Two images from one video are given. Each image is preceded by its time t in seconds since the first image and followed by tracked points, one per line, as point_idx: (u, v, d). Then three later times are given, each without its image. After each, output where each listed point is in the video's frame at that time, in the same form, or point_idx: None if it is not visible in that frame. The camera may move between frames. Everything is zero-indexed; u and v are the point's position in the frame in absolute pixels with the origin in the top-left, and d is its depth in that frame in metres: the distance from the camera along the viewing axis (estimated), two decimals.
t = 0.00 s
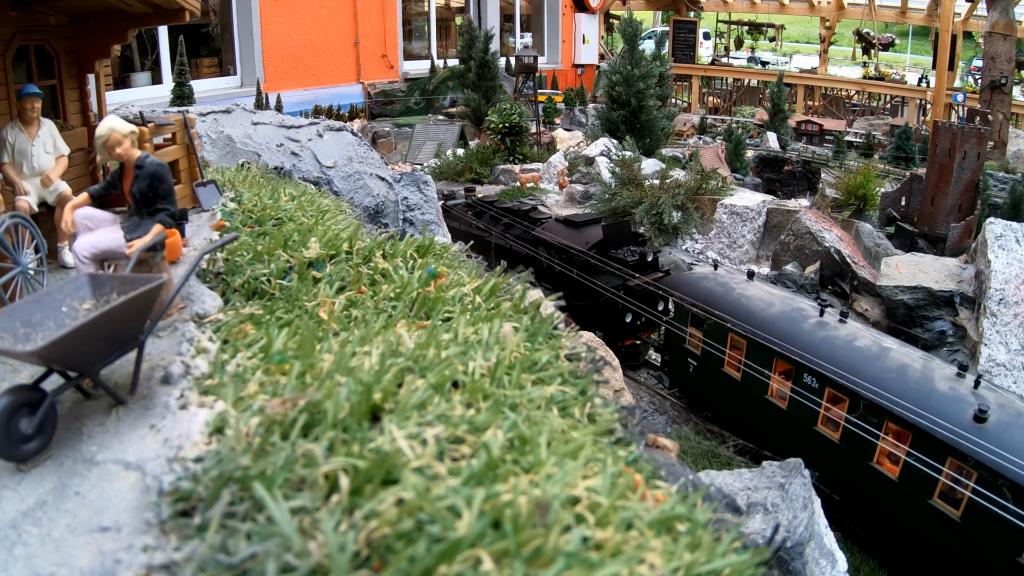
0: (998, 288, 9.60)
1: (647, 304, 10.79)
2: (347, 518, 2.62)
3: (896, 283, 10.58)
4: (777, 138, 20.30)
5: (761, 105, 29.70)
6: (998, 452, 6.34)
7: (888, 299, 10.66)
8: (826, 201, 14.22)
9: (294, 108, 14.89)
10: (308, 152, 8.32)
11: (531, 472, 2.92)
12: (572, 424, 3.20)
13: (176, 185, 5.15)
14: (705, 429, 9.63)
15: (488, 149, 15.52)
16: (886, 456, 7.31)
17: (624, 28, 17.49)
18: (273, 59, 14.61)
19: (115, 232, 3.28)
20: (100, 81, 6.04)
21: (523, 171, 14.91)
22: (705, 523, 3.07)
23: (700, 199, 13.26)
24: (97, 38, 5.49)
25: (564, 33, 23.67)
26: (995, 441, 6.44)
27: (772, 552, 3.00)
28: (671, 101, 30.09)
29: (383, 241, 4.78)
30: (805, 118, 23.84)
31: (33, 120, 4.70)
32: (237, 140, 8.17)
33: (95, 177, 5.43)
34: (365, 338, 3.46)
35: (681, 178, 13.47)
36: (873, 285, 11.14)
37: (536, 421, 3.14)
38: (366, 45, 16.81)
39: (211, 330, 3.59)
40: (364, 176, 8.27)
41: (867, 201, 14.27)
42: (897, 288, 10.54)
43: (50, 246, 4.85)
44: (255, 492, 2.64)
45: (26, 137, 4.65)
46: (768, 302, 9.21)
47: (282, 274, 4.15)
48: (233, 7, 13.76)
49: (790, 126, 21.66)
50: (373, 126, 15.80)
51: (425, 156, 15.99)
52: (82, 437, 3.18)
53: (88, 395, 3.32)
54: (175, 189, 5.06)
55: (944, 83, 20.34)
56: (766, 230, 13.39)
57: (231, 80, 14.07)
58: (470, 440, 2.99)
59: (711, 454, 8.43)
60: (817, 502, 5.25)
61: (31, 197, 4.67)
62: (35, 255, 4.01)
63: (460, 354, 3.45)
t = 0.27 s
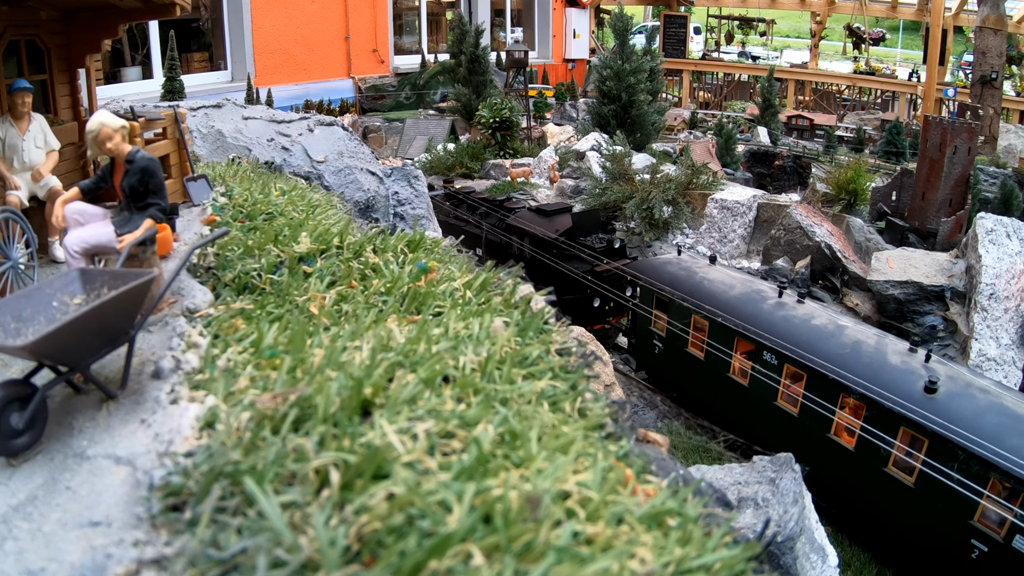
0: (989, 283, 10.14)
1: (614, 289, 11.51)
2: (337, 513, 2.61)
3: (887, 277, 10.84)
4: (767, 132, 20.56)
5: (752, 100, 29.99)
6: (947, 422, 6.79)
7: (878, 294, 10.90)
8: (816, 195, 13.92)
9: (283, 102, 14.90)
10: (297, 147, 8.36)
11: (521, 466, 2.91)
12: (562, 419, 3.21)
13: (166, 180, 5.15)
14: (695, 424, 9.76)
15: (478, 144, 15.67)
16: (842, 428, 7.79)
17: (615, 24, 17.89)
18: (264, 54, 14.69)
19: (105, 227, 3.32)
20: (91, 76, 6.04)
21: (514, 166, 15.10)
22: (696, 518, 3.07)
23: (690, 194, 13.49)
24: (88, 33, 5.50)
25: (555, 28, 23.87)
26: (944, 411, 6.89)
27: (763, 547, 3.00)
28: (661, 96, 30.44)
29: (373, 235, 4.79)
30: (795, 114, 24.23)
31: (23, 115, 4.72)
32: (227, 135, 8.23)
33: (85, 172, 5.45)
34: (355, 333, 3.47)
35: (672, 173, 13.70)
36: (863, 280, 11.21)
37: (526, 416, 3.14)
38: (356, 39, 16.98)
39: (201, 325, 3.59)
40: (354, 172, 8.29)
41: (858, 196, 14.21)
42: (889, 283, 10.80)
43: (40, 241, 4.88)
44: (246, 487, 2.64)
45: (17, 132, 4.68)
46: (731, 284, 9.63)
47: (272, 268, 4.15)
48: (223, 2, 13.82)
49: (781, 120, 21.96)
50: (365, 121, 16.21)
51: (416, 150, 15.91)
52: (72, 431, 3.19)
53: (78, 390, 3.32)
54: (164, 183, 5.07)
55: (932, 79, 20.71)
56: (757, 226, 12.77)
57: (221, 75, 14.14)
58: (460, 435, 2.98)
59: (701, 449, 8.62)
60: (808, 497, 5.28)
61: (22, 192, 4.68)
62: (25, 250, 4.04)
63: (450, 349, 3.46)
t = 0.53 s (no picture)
0: (980, 278, 10.34)
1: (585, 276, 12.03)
2: (328, 508, 2.62)
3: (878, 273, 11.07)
4: (758, 127, 21.07)
5: (742, 95, 30.40)
6: (897, 394, 7.40)
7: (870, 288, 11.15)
8: (808, 191, 14.87)
9: (275, 98, 15.24)
10: (289, 141, 8.43)
11: (512, 461, 2.92)
12: (553, 413, 3.21)
13: (158, 174, 5.14)
14: (686, 419, 10.05)
15: (469, 139, 16.35)
16: (801, 403, 8.42)
17: (606, 19, 17.88)
18: (255, 48, 14.83)
19: (96, 222, 3.39)
20: (83, 70, 6.03)
21: (506, 161, 15.82)
22: (687, 512, 3.08)
23: (682, 189, 13.93)
24: (79, 27, 5.48)
25: (545, 23, 24.38)
26: (896, 385, 7.50)
27: (754, 542, 3.01)
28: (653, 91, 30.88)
29: (365, 230, 4.81)
30: (786, 108, 24.58)
31: (14, 110, 4.71)
32: (218, 130, 8.25)
33: (77, 167, 5.45)
34: (346, 328, 3.47)
35: (664, 168, 14.12)
36: (855, 275, 11.53)
37: (517, 410, 3.14)
38: (348, 35, 17.21)
39: (192, 320, 3.59)
40: (345, 166, 8.43)
41: (847, 191, 15.18)
42: (880, 278, 11.03)
43: (33, 236, 4.91)
44: (236, 482, 2.64)
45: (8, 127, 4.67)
46: (695, 269, 10.24)
47: (264, 264, 4.16)
48: None
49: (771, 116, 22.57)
50: (355, 117, 16.54)
51: (406, 144, 16.71)
52: (63, 426, 3.19)
53: (69, 385, 3.32)
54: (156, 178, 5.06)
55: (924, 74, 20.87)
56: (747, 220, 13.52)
57: (213, 70, 14.35)
58: (451, 430, 2.99)
59: (693, 444, 8.76)
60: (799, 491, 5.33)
61: (13, 186, 4.67)
62: (16, 245, 4.05)
63: (441, 344, 3.46)
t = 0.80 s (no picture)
0: (972, 273, 10.40)
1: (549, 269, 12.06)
2: (320, 503, 2.62)
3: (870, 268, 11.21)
4: (750, 122, 21.52)
5: (733, 91, 30.74)
6: (848, 368, 7.66)
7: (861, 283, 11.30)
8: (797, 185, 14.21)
9: (266, 92, 15.58)
10: (280, 137, 8.45)
11: (503, 457, 2.92)
12: (545, 409, 3.22)
13: (149, 170, 5.14)
14: (677, 415, 9.79)
15: (460, 134, 16.30)
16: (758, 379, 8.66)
17: (598, 14, 18.22)
18: (246, 43, 15.26)
19: (87, 218, 3.40)
20: (74, 65, 6.02)
21: (496, 157, 15.50)
22: (678, 507, 3.08)
23: (673, 184, 13.99)
24: (70, 22, 5.49)
25: (537, 19, 24.66)
26: (847, 359, 7.74)
27: (745, 537, 3.01)
28: (644, 86, 31.24)
29: (356, 225, 4.83)
30: (778, 103, 24.88)
31: (5, 105, 4.70)
32: (209, 125, 8.34)
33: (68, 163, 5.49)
34: (337, 323, 3.47)
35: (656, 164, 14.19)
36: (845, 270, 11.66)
37: (509, 406, 3.15)
38: (339, 30, 17.68)
39: (183, 315, 3.59)
40: (336, 161, 8.44)
41: (839, 185, 15.45)
42: (872, 274, 11.16)
43: (24, 230, 4.96)
44: (227, 477, 2.64)
45: None
46: (656, 252, 10.46)
47: (255, 259, 4.17)
48: None
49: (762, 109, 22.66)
50: (347, 112, 16.70)
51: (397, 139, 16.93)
52: (54, 422, 3.18)
53: (60, 380, 3.33)
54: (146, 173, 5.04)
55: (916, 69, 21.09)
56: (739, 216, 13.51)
57: (204, 65, 14.74)
58: (443, 425, 2.99)
59: (682, 439, 8.71)
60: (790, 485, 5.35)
61: (4, 181, 4.73)
62: (7, 240, 4.24)
63: (433, 339, 3.46)
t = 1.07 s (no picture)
0: (964, 269, 11.32)
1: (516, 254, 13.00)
2: (312, 499, 2.62)
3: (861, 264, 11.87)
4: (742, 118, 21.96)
5: (725, 86, 31.21)
6: (799, 344, 8.37)
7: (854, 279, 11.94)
8: (789, 179, 15.02)
9: (259, 88, 15.83)
10: (272, 132, 8.58)
11: (495, 452, 2.92)
12: (537, 404, 3.22)
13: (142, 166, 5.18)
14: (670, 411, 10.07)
15: (453, 130, 17.12)
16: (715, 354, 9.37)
17: (591, 10, 19.30)
18: (240, 39, 15.60)
19: (79, 212, 3.44)
20: (67, 61, 6.03)
21: (489, 152, 16.81)
22: (670, 503, 3.09)
23: (664, 179, 14.49)
24: (62, 17, 5.50)
25: (528, 15, 25.42)
26: (798, 335, 8.47)
27: (737, 532, 3.00)
28: (636, 81, 31.81)
29: (348, 221, 4.86)
30: (769, 98, 25.58)
31: None
32: (201, 121, 8.41)
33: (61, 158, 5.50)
34: (330, 318, 3.48)
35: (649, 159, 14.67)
36: (838, 266, 12.28)
37: (501, 401, 3.15)
38: (331, 25, 18.11)
39: (176, 310, 3.60)
40: (328, 157, 8.51)
41: (832, 181, 15.51)
42: (864, 270, 11.82)
43: (16, 226, 4.95)
44: (219, 473, 2.64)
45: None
46: (621, 239, 11.14)
47: (247, 254, 4.18)
48: None
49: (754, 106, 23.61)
50: (339, 108, 17.23)
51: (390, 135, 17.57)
52: (47, 417, 3.18)
53: (52, 375, 3.33)
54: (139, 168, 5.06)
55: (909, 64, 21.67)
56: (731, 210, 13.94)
57: (196, 60, 14.99)
58: (435, 420, 2.99)
59: (675, 435, 9.06)
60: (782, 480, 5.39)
61: None
62: None
63: (425, 334, 3.47)
